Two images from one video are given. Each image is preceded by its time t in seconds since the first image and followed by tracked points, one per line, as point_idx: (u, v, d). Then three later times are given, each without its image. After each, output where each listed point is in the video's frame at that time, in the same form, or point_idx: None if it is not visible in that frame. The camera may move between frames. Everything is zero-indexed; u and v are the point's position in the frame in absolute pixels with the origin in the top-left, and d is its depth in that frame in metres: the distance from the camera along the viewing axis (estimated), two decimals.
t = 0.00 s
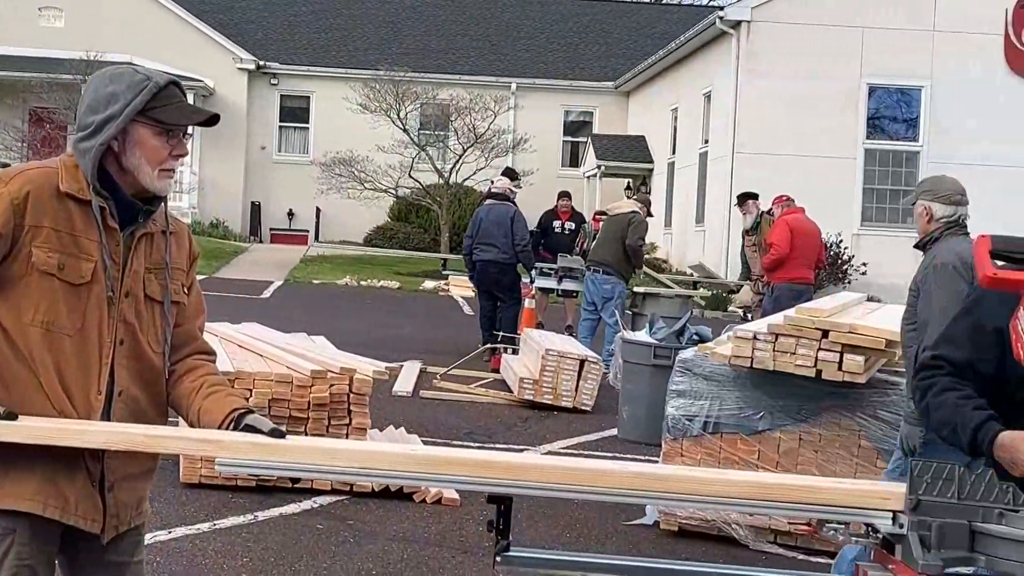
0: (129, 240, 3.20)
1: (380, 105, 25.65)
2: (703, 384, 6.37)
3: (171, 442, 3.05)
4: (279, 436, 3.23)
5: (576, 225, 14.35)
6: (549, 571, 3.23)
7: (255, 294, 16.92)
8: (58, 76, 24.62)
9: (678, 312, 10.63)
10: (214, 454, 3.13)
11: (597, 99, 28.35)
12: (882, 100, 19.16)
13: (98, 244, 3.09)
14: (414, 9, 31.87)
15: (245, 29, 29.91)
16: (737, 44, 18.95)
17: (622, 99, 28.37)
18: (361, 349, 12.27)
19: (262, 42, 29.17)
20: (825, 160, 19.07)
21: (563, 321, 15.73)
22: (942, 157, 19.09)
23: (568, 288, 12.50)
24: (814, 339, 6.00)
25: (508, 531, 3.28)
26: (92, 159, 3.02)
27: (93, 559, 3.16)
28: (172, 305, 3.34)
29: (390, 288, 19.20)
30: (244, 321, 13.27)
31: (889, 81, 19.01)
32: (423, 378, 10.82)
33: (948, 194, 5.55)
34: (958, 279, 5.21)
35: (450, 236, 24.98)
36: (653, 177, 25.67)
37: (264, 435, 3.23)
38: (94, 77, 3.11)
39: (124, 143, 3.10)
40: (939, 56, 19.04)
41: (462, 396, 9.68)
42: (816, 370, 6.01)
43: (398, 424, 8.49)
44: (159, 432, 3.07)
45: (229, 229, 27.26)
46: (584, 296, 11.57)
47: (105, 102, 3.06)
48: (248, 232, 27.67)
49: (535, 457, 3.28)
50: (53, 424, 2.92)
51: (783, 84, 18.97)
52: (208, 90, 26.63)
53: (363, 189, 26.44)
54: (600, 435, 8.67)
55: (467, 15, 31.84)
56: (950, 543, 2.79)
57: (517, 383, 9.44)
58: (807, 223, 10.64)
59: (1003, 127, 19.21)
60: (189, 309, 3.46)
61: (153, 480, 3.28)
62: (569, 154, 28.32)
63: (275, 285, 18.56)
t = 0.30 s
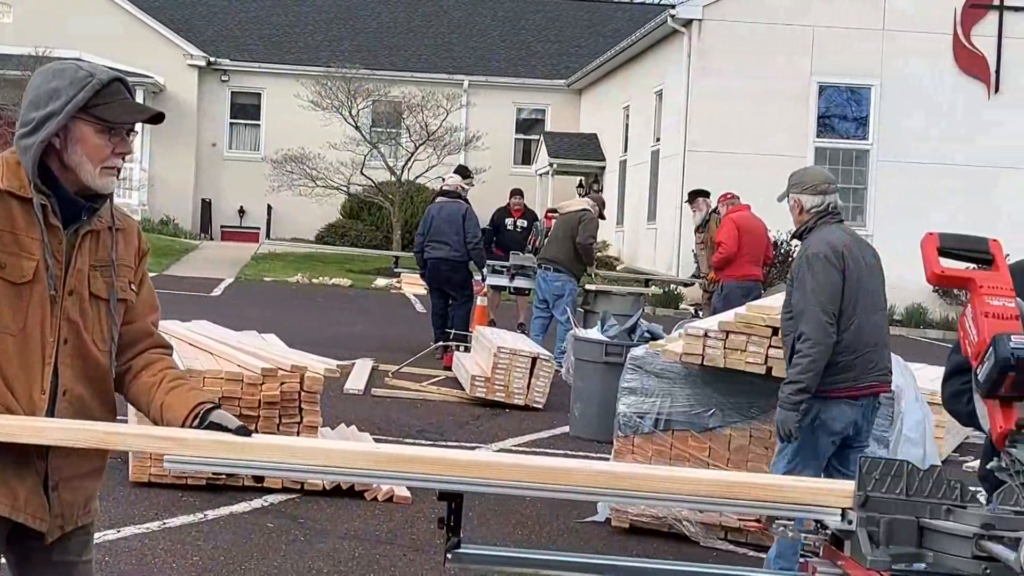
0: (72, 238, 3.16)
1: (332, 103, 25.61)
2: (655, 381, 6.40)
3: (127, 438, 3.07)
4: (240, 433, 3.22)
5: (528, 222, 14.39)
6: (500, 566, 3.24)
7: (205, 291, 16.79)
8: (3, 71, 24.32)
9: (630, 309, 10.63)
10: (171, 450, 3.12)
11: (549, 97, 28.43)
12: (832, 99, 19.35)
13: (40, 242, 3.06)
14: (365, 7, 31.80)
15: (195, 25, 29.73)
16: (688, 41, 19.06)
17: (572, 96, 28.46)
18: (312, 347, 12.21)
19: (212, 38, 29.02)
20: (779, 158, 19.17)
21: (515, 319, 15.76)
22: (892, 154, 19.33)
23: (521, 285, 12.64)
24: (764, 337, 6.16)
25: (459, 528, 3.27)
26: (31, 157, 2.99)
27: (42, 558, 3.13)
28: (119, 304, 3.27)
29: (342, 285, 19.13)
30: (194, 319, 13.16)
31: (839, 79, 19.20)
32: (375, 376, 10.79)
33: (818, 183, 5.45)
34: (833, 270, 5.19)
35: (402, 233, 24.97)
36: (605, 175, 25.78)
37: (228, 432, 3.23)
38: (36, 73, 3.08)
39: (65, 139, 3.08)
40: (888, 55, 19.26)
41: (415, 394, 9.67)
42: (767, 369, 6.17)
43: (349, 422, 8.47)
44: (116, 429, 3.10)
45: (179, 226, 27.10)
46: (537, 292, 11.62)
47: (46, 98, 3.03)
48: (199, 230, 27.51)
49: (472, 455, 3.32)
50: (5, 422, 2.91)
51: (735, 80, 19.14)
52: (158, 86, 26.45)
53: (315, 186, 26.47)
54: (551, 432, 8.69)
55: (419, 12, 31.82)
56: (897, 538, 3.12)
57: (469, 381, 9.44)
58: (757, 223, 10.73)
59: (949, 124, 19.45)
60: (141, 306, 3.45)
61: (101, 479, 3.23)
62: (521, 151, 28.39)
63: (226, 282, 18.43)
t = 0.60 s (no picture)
0: (22, 234, 3.12)
1: (286, 99, 25.45)
2: (609, 378, 6.42)
3: (132, 442, 3.12)
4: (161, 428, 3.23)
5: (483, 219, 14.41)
6: (452, 562, 3.23)
7: (158, 288, 16.64)
8: None
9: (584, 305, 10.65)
10: (177, 454, 3.16)
11: (505, 94, 28.45)
12: (786, 97, 19.51)
13: None
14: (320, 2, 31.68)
15: (148, 20, 29.49)
16: (642, 40, 19.18)
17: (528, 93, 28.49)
18: (266, 344, 12.14)
19: (165, 33, 28.79)
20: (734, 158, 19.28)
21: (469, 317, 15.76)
22: (844, 153, 19.53)
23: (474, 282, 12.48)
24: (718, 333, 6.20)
25: (411, 524, 3.26)
26: None
27: None
28: (68, 300, 3.26)
29: (297, 282, 19.05)
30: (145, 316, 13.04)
31: (792, 77, 19.40)
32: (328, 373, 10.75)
33: (727, 170, 5.56)
34: (718, 252, 5.31)
35: (357, 229, 24.90)
36: (561, 172, 25.81)
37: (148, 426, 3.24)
38: None
39: (12, 133, 3.04)
40: (840, 54, 19.47)
41: (368, 390, 9.64)
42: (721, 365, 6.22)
43: (302, 419, 8.45)
44: (123, 432, 3.15)
45: (132, 222, 26.86)
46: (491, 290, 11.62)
47: None
48: (152, 226, 27.27)
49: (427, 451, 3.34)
50: None
51: (690, 79, 19.26)
52: (110, 81, 26.20)
53: (269, 183, 26.12)
54: (506, 429, 8.73)
55: (374, 7, 31.74)
56: (849, 533, 3.16)
57: (423, 378, 9.40)
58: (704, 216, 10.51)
59: (901, 123, 19.66)
60: (88, 299, 3.39)
61: (52, 474, 3.22)
62: (477, 148, 28.40)
63: (179, 278, 18.29)
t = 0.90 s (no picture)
0: None
1: (238, 94, 25.36)
2: (562, 373, 6.39)
3: (135, 441, 3.28)
4: (127, 427, 3.32)
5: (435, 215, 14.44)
6: (399, 558, 3.22)
7: (106, 284, 16.47)
8: None
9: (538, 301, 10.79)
10: (179, 453, 3.32)
11: (458, 90, 28.46)
12: (738, 93, 19.65)
13: None
14: None
15: (97, 14, 29.26)
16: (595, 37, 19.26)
17: (480, 89, 28.53)
18: (216, 340, 12.05)
19: (113, 27, 28.59)
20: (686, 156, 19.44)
21: (421, 313, 15.78)
22: (795, 150, 19.71)
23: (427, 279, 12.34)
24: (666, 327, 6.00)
25: (361, 520, 3.26)
26: None
27: None
28: (17, 294, 3.24)
29: (248, 279, 18.94)
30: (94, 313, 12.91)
31: (744, 74, 19.55)
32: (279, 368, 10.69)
33: (654, 164, 5.60)
34: (612, 241, 5.40)
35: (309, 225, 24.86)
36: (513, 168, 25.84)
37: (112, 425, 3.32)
38: None
39: None
40: (790, 51, 19.63)
41: (320, 386, 9.60)
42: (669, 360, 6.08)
43: (254, 415, 8.41)
44: (130, 432, 3.30)
45: (82, 217, 26.64)
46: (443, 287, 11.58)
47: None
48: (102, 221, 27.05)
49: (376, 450, 3.39)
50: None
51: (646, 76, 19.34)
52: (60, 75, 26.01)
53: (220, 179, 25.99)
54: (458, 425, 8.72)
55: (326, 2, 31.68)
56: (796, 526, 3.20)
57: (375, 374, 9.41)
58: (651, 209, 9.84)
59: (852, 121, 19.85)
60: (33, 292, 3.33)
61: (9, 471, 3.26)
62: (430, 143, 28.40)
63: (128, 275, 18.11)
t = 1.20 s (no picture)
0: None
1: (197, 88, 25.31)
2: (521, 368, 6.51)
3: (136, 443, 3.23)
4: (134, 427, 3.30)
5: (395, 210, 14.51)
6: (354, 555, 3.21)
7: (64, 280, 16.38)
8: None
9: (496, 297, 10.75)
10: (112, 450, 3.22)
11: (419, 85, 28.47)
12: (697, 89, 19.77)
13: None
14: None
15: (54, 8, 29.21)
16: (555, 34, 19.40)
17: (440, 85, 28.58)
18: (175, 336, 12.02)
19: (70, 22, 28.56)
20: (644, 152, 19.59)
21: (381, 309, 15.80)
22: (755, 147, 19.81)
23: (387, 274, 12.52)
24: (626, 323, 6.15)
25: (318, 517, 3.24)
26: None
27: None
28: None
29: (208, 274, 18.87)
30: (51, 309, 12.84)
31: (704, 71, 19.67)
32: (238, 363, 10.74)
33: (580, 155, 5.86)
34: (528, 232, 5.75)
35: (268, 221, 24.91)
36: (473, 164, 25.98)
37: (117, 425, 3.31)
38: None
39: None
40: (749, 47, 19.74)
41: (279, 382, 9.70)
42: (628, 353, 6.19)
43: (212, 411, 8.45)
44: (128, 434, 3.25)
45: (39, 213, 26.60)
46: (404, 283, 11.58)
47: None
48: (60, 217, 27.02)
49: (376, 448, 3.36)
50: None
51: (606, 72, 19.46)
52: (17, 70, 25.96)
53: (178, 173, 25.97)
54: (416, 421, 8.79)
55: None
56: (752, 521, 3.22)
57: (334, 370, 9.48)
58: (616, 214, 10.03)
59: (813, 117, 19.96)
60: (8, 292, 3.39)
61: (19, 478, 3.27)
62: (390, 139, 28.38)
63: (86, 270, 18.00)
